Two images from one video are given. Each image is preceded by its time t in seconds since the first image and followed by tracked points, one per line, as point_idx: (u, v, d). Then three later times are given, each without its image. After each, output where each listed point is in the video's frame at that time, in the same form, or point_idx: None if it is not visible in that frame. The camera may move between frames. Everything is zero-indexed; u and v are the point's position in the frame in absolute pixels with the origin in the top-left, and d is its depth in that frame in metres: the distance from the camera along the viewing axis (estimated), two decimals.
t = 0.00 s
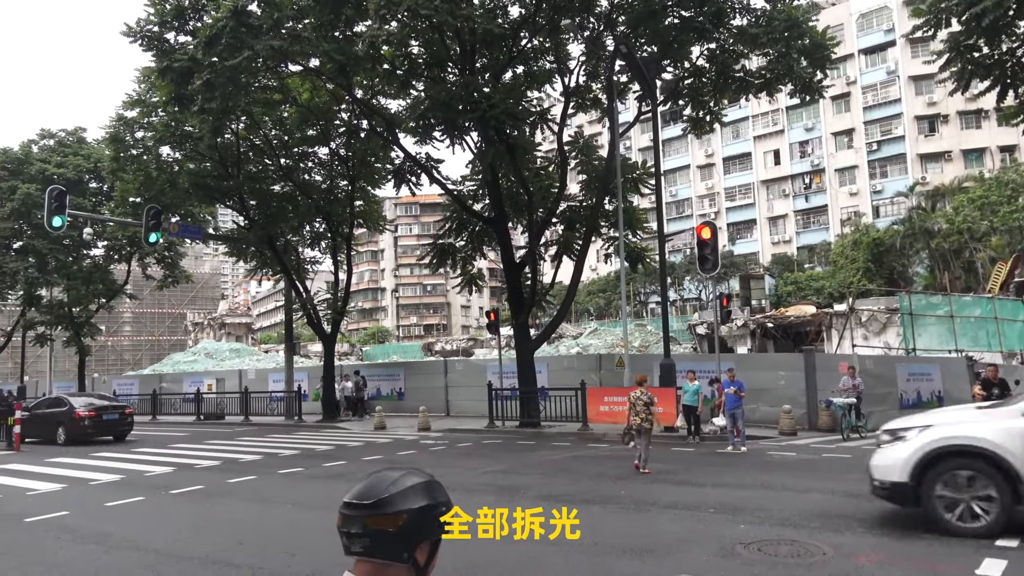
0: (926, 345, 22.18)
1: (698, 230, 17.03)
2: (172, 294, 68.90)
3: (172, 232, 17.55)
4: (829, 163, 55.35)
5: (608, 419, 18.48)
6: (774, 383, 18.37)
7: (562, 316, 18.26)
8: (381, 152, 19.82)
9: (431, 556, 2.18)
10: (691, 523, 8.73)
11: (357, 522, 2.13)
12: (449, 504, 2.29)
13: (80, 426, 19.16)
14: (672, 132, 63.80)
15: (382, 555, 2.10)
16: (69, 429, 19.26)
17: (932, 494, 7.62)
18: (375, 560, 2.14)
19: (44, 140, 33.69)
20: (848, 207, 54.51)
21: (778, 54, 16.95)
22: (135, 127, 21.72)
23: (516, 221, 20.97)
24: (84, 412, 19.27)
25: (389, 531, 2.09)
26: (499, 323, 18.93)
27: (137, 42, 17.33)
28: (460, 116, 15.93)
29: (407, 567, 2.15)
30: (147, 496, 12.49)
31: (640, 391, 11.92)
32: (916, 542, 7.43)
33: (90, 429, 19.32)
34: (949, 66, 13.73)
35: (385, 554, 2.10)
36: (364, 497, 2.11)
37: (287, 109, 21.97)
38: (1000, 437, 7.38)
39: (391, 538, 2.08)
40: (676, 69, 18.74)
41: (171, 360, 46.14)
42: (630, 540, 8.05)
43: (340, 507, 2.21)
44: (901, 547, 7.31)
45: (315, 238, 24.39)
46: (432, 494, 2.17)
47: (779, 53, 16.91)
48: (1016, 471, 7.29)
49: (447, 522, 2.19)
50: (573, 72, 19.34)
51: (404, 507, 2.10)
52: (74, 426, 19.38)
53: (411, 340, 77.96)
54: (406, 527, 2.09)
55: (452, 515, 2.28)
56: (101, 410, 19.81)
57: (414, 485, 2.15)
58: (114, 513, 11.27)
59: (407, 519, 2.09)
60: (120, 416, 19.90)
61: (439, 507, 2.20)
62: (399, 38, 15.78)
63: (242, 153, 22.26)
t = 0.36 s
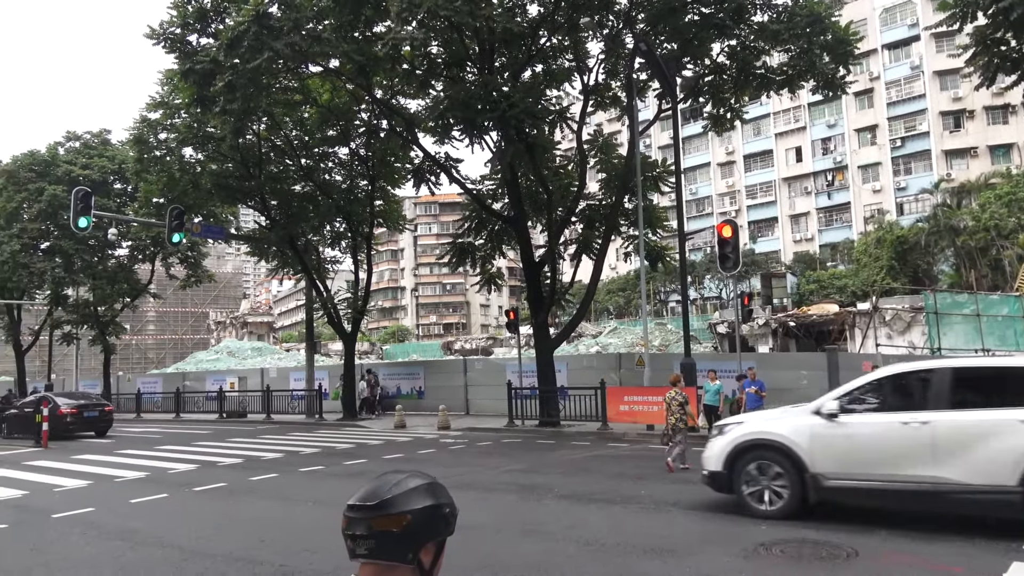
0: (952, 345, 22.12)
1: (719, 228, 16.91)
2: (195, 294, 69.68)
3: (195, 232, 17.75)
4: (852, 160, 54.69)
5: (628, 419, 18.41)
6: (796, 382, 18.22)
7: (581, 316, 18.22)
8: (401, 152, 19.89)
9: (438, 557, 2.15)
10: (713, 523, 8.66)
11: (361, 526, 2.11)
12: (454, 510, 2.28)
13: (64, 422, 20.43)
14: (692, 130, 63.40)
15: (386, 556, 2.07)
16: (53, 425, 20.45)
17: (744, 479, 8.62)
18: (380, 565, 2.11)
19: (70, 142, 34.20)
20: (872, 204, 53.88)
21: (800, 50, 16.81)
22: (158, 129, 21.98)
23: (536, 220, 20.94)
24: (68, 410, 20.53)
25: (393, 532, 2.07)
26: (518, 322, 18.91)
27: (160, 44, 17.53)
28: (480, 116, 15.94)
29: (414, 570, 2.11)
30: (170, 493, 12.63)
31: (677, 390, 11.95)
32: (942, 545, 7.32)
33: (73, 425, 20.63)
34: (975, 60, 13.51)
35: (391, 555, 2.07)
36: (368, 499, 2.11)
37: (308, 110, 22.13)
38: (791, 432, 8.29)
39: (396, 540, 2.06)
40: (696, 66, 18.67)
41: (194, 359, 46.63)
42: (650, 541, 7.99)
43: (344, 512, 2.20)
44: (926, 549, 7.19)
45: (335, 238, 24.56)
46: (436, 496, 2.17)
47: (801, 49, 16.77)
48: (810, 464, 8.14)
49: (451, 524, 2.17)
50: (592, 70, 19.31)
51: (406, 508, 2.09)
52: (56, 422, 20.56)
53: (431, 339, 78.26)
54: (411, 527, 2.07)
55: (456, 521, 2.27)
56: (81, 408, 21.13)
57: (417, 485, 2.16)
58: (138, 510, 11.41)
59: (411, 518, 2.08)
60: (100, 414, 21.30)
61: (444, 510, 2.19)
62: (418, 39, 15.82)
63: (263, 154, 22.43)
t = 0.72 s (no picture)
0: (975, 347, 21.96)
1: (739, 229, 16.86)
2: (215, 290, 70.40)
3: (217, 229, 17.92)
4: (875, 160, 54.12)
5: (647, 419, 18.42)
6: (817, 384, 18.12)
7: (599, 315, 18.18)
8: (420, 151, 19.97)
9: (442, 564, 2.20)
10: (732, 527, 8.61)
11: (367, 534, 2.19)
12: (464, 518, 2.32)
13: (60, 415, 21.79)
14: (712, 128, 63.02)
15: (390, 564, 2.14)
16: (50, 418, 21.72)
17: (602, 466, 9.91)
18: (384, 571, 2.18)
19: (94, 140, 34.63)
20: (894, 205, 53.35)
21: (823, 49, 16.74)
22: (181, 127, 22.22)
23: (554, 220, 20.95)
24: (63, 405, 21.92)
25: (397, 541, 2.13)
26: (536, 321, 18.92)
27: (184, 43, 17.73)
28: (500, 115, 15.97)
29: None
30: (192, 488, 12.77)
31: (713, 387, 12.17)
32: (967, 551, 7.25)
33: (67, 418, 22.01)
34: (1003, 60, 13.34)
35: (394, 564, 2.14)
36: (373, 508, 2.18)
37: (328, 108, 22.29)
38: (635, 427, 9.57)
39: (399, 548, 2.13)
40: (717, 65, 18.61)
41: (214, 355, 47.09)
42: (670, 543, 7.97)
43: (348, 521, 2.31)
44: (950, 556, 7.13)
45: (354, 236, 24.73)
46: (441, 503, 2.22)
47: (824, 48, 16.70)
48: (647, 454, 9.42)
49: (456, 532, 2.23)
50: (612, 69, 19.30)
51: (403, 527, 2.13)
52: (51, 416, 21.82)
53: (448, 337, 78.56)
54: (414, 534, 2.12)
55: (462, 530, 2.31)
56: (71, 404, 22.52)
57: (422, 495, 2.20)
58: (160, 505, 11.54)
59: (414, 527, 2.13)
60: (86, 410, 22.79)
61: (450, 519, 2.24)
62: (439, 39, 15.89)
63: (284, 152, 22.60)
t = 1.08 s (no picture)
0: (1010, 350, 21.63)
1: (767, 229, 16.75)
2: (243, 289, 71.32)
3: (246, 228, 18.13)
4: (906, 159, 53.30)
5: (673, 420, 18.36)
6: (846, 386, 17.98)
7: (624, 316, 18.13)
8: (446, 151, 20.04)
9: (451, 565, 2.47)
10: (758, 529, 8.57)
11: (379, 544, 2.42)
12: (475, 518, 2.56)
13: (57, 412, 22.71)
14: (739, 127, 62.48)
15: (402, 569, 2.38)
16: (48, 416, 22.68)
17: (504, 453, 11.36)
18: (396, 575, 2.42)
19: (126, 141, 35.23)
20: (925, 205, 52.57)
21: (853, 46, 16.66)
22: (210, 128, 22.53)
23: (580, 220, 20.92)
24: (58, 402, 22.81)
25: (408, 548, 2.36)
26: (562, 321, 18.92)
27: (214, 46, 17.98)
28: (526, 115, 15.96)
29: None
30: (221, 484, 12.95)
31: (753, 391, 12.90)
32: (1001, 558, 7.17)
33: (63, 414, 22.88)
34: None
35: (407, 569, 2.38)
36: (386, 519, 2.39)
37: (354, 109, 22.46)
38: (529, 420, 10.94)
39: (410, 555, 2.36)
40: (745, 63, 18.50)
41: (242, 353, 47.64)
42: (697, 544, 7.93)
43: (364, 530, 2.52)
44: (983, 563, 7.06)
45: (380, 236, 24.93)
46: (452, 509, 2.44)
47: (855, 46, 16.62)
48: (516, 440, 11.12)
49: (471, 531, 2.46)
50: (637, 68, 19.25)
51: (412, 534, 2.33)
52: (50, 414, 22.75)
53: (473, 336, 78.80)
54: (425, 544, 2.35)
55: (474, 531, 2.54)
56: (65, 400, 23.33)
57: (437, 499, 2.43)
58: (191, 500, 11.72)
59: (424, 538, 2.34)
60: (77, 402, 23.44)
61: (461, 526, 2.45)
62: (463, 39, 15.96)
63: (310, 152, 22.86)
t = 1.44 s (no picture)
0: None
1: (807, 227, 16.49)
2: (280, 290, 72.45)
3: (284, 231, 18.42)
4: (950, 155, 52.01)
5: (710, 421, 18.21)
6: (888, 388, 17.65)
7: (660, 316, 17.99)
8: (480, 151, 20.12)
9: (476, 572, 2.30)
10: (799, 533, 8.46)
11: (396, 551, 2.29)
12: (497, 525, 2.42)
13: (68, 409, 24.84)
14: (776, 124, 61.57)
15: None
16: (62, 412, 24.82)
17: (450, 443, 13.08)
18: None
19: (168, 145, 36.03)
20: (970, 201, 51.23)
21: (895, 41, 16.33)
22: (249, 132, 22.93)
23: (615, 219, 20.83)
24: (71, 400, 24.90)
25: (425, 556, 2.21)
26: (597, 321, 18.81)
27: (253, 52, 18.28)
28: (560, 114, 15.95)
29: None
30: (260, 483, 13.15)
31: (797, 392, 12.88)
32: None
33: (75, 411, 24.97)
34: None
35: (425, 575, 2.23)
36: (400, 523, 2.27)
37: (390, 112, 22.64)
38: (466, 416, 12.61)
39: (429, 562, 2.21)
40: (782, 59, 18.28)
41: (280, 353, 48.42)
42: (736, 548, 7.83)
43: (382, 538, 2.40)
44: None
45: (415, 236, 25.14)
46: (473, 514, 2.29)
47: (897, 40, 16.28)
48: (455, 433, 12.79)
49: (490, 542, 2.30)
50: (673, 65, 19.09)
51: (413, 535, 2.23)
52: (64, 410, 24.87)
53: (507, 336, 78.96)
54: (444, 551, 2.21)
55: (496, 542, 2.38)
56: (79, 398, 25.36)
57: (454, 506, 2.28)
58: (231, 498, 11.94)
59: (442, 542, 2.19)
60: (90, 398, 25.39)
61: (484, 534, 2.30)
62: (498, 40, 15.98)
63: (347, 154, 23.12)
